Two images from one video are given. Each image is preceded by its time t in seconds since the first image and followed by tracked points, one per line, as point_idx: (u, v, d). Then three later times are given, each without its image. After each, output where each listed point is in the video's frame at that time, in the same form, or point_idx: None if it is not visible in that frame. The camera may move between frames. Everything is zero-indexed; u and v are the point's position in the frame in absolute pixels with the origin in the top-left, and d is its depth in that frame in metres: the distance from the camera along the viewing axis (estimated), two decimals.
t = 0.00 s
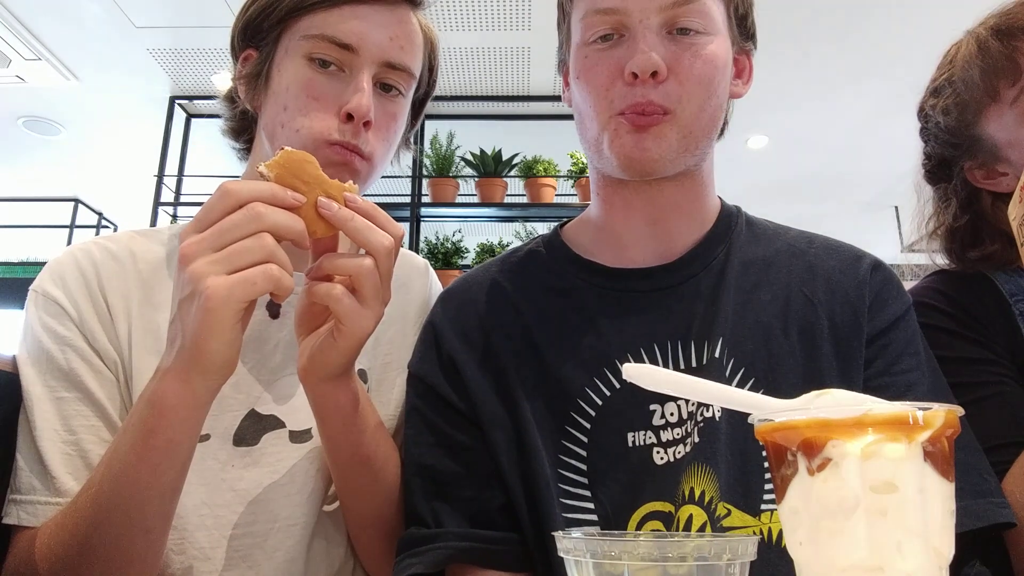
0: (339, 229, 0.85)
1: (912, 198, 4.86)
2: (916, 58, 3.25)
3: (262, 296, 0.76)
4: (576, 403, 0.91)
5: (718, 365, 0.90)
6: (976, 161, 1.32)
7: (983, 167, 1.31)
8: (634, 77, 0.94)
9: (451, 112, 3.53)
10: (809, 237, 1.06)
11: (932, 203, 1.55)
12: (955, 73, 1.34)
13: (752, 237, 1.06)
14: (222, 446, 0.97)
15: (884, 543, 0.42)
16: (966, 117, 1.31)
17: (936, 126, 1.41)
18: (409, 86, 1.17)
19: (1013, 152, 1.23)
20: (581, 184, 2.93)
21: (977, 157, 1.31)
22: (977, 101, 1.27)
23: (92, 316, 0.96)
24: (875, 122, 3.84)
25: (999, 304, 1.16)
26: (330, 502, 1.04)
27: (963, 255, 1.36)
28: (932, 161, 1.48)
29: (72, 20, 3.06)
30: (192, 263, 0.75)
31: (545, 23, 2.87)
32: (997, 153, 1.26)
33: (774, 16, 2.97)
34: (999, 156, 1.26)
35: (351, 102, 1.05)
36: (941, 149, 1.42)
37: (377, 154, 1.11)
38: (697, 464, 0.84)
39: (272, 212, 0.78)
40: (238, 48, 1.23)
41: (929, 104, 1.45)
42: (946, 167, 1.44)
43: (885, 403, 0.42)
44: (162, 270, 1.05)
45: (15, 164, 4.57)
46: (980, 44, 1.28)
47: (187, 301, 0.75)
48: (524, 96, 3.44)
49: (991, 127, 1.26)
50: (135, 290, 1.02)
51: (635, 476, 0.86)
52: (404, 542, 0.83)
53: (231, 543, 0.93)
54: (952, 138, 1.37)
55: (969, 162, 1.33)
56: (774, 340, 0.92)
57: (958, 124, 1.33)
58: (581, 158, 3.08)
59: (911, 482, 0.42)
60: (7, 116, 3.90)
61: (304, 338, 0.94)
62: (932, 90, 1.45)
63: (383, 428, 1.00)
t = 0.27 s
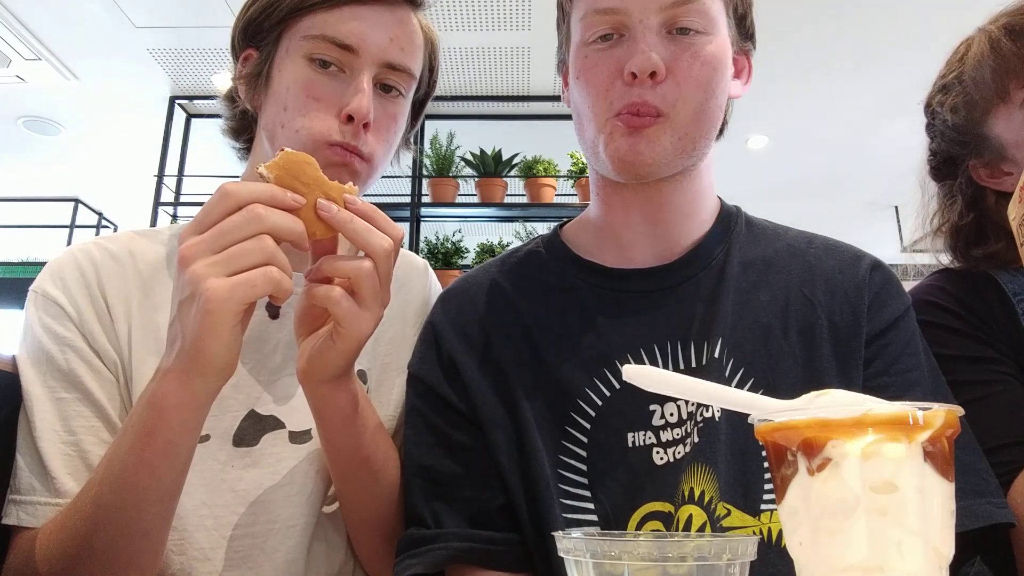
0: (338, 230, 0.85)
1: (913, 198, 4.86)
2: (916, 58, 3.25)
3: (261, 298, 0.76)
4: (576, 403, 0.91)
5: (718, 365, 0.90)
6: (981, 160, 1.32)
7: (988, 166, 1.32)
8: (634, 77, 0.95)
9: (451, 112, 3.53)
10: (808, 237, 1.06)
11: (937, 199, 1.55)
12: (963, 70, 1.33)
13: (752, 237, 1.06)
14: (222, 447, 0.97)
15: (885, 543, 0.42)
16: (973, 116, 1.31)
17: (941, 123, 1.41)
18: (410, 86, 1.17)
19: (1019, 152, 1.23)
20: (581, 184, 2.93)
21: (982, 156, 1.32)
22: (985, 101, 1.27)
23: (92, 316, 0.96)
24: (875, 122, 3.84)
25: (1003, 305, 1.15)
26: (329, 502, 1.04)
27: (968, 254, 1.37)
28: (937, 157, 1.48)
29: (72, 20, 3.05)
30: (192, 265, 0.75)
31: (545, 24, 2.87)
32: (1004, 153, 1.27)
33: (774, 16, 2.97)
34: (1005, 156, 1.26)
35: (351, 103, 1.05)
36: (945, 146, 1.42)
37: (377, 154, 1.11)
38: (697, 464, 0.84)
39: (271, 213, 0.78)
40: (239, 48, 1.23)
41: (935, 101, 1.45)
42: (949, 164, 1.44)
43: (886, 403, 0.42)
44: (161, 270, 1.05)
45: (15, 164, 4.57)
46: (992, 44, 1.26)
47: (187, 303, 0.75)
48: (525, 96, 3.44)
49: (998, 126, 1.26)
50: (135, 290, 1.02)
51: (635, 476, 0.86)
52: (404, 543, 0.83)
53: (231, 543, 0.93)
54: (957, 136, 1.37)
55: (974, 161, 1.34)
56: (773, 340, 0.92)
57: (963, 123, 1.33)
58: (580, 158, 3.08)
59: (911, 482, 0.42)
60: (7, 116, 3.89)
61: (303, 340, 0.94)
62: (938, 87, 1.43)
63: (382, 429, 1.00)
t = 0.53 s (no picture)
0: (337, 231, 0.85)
1: (913, 197, 4.85)
2: (916, 58, 3.25)
3: (261, 298, 0.76)
4: (575, 403, 0.91)
5: (717, 365, 0.90)
6: (986, 162, 1.32)
7: (993, 168, 1.32)
8: (629, 76, 0.95)
9: (451, 112, 3.53)
10: (809, 237, 1.06)
11: (943, 196, 1.55)
12: (970, 70, 1.32)
13: (751, 237, 1.06)
14: (222, 447, 0.97)
15: (885, 543, 0.42)
16: (978, 117, 1.31)
17: (947, 123, 1.41)
18: (409, 86, 1.17)
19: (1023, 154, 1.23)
20: (581, 184, 2.93)
21: (987, 157, 1.32)
22: (991, 104, 1.27)
23: (91, 316, 0.96)
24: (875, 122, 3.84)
25: (1008, 304, 1.14)
26: (329, 503, 1.04)
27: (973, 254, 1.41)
28: (943, 156, 1.48)
29: (72, 20, 3.05)
30: (192, 266, 0.75)
31: (545, 23, 2.87)
32: (1008, 155, 1.27)
33: (774, 16, 2.97)
34: (1010, 158, 1.26)
35: (351, 103, 1.05)
36: (950, 146, 1.42)
37: (377, 154, 1.11)
38: (697, 463, 0.84)
39: (271, 214, 0.78)
40: (239, 47, 1.23)
41: (942, 99, 1.44)
42: (955, 164, 1.44)
43: (886, 404, 0.42)
44: (161, 271, 1.05)
45: (15, 164, 4.57)
46: (1001, 47, 1.25)
47: (187, 304, 0.75)
48: (525, 96, 3.44)
49: (1002, 128, 1.26)
50: (135, 290, 1.02)
51: (635, 475, 0.86)
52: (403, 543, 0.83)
53: (231, 544, 0.93)
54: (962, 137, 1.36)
55: (978, 162, 1.33)
56: (773, 340, 0.92)
57: (969, 125, 1.33)
58: (580, 158, 3.08)
59: (911, 482, 0.42)
60: (7, 116, 3.89)
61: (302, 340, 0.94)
62: (946, 86, 1.42)
63: (382, 429, 1.00)
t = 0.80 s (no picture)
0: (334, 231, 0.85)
1: (913, 197, 4.85)
2: (916, 58, 3.25)
3: (260, 299, 0.75)
4: (575, 403, 0.91)
5: (717, 364, 0.90)
6: (984, 158, 1.32)
7: (991, 164, 1.32)
8: (623, 75, 0.95)
9: (451, 112, 3.53)
10: (808, 236, 1.06)
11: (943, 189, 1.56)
12: (975, 64, 1.31)
13: (751, 236, 1.06)
14: (222, 447, 0.97)
15: (885, 542, 0.42)
16: (979, 113, 1.30)
17: (949, 117, 1.40)
18: (409, 86, 1.17)
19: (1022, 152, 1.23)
20: (581, 184, 2.93)
21: (986, 154, 1.31)
22: (993, 100, 1.26)
23: (91, 316, 0.96)
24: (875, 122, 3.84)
25: (1006, 305, 1.14)
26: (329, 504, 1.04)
27: (970, 248, 1.44)
28: (943, 150, 1.48)
29: (72, 20, 3.05)
30: (191, 266, 0.75)
31: (545, 23, 2.87)
32: (1007, 152, 1.27)
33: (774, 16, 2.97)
34: (1009, 156, 1.26)
35: (351, 102, 1.05)
36: (951, 140, 1.41)
37: (377, 153, 1.11)
38: (697, 462, 0.84)
39: (270, 214, 0.78)
40: (239, 47, 1.23)
41: (946, 93, 1.42)
42: (954, 158, 1.43)
43: (887, 403, 0.42)
44: (161, 271, 1.05)
45: (15, 164, 4.57)
46: (1005, 44, 1.25)
47: (186, 304, 0.75)
48: (524, 96, 3.44)
49: (1003, 125, 1.25)
50: (135, 290, 1.02)
51: (634, 475, 0.86)
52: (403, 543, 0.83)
53: (230, 544, 0.93)
54: (963, 132, 1.36)
55: (977, 158, 1.33)
56: (772, 339, 0.92)
57: (970, 120, 1.32)
58: (580, 158, 3.08)
59: (911, 481, 0.42)
60: (7, 116, 3.89)
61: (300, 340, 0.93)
62: (950, 79, 1.40)
63: (381, 430, 1.00)
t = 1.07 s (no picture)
0: (332, 232, 0.84)
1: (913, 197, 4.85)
2: (916, 58, 3.25)
3: (258, 299, 0.75)
4: (575, 403, 0.91)
5: (716, 364, 0.90)
6: (978, 146, 1.32)
7: (985, 153, 1.32)
8: (614, 75, 0.95)
9: (451, 112, 3.53)
10: (807, 235, 1.06)
11: (938, 170, 1.56)
12: (982, 48, 1.30)
13: (750, 235, 1.05)
14: (222, 447, 0.97)
15: (885, 542, 0.42)
16: (979, 100, 1.29)
17: (952, 100, 1.39)
18: (408, 85, 1.17)
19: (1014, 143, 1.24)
20: (581, 184, 2.93)
21: (981, 141, 1.32)
22: (994, 90, 1.25)
23: (91, 316, 0.96)
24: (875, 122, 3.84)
25: (1001, 312, 1.15)
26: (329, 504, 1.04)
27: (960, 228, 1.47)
28: (942, 133, 1.47)
29: (71, 20, 3.05)
30: (189, 266, 0.75)
31: (545, 23, 2.87)
32: (1001, 143, 1.27)
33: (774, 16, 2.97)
34: (1002, 145, 1.27)
35: (349, 101, 1.05)
36: (950, 122, 1.41)
37: (375, 152, 1.11)
38: (696, 462, 0.84)
39: (269, 214, 0.77)
40: (238, 47, 1.23)
41: (953, 74, 1.41)
42: (951, 139, 1.43)
43: (886, 404, 0.42)
44: (161, 271, 1.05)
45: (15, 164, 4.57)
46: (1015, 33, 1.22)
47: (185, 304, 0.75)
48: (524, 96, 3.44)
49: (999, 114, 1.25)
50: (135, 290, 1.02)
51: (634, 474, 0.86)
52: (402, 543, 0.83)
53: (230, 544, 0.93)
54: (962, 117, 1.36)
55: (971, 144, 1.34)
56: (771, 338, 0.92)
57: (969, 106, 1.32)
58: (580, 158, 3.08)
59: (911, 481, 0.42)
60: (7, 116, 3.89)
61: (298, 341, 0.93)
62: (958, 62, 1.39)
63: (381, 429, 1.00)
